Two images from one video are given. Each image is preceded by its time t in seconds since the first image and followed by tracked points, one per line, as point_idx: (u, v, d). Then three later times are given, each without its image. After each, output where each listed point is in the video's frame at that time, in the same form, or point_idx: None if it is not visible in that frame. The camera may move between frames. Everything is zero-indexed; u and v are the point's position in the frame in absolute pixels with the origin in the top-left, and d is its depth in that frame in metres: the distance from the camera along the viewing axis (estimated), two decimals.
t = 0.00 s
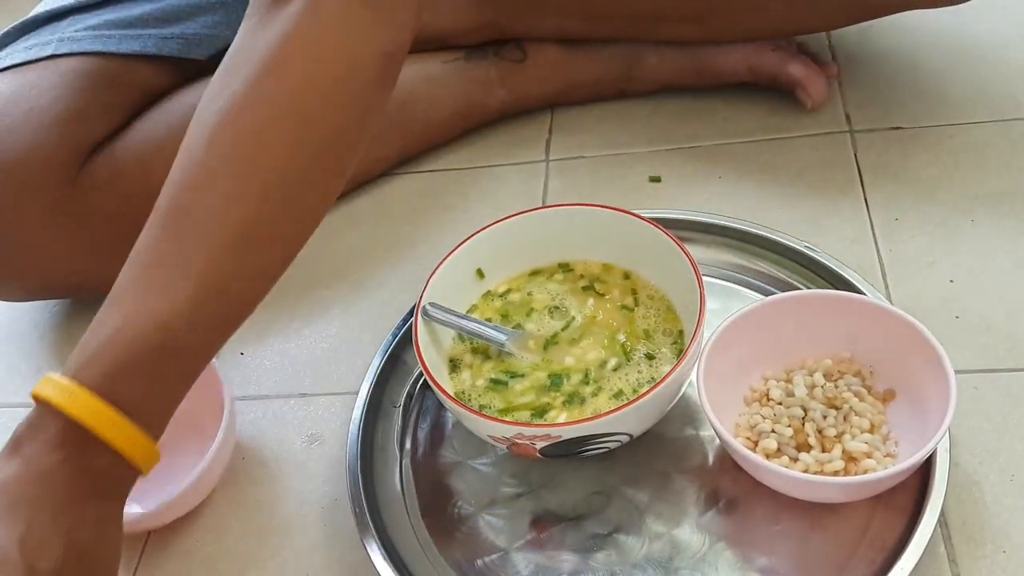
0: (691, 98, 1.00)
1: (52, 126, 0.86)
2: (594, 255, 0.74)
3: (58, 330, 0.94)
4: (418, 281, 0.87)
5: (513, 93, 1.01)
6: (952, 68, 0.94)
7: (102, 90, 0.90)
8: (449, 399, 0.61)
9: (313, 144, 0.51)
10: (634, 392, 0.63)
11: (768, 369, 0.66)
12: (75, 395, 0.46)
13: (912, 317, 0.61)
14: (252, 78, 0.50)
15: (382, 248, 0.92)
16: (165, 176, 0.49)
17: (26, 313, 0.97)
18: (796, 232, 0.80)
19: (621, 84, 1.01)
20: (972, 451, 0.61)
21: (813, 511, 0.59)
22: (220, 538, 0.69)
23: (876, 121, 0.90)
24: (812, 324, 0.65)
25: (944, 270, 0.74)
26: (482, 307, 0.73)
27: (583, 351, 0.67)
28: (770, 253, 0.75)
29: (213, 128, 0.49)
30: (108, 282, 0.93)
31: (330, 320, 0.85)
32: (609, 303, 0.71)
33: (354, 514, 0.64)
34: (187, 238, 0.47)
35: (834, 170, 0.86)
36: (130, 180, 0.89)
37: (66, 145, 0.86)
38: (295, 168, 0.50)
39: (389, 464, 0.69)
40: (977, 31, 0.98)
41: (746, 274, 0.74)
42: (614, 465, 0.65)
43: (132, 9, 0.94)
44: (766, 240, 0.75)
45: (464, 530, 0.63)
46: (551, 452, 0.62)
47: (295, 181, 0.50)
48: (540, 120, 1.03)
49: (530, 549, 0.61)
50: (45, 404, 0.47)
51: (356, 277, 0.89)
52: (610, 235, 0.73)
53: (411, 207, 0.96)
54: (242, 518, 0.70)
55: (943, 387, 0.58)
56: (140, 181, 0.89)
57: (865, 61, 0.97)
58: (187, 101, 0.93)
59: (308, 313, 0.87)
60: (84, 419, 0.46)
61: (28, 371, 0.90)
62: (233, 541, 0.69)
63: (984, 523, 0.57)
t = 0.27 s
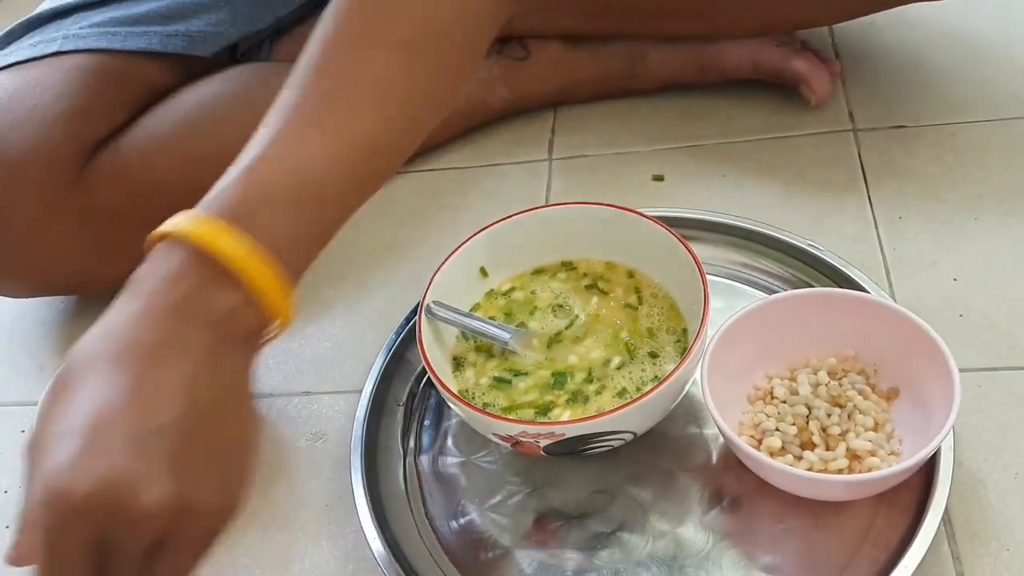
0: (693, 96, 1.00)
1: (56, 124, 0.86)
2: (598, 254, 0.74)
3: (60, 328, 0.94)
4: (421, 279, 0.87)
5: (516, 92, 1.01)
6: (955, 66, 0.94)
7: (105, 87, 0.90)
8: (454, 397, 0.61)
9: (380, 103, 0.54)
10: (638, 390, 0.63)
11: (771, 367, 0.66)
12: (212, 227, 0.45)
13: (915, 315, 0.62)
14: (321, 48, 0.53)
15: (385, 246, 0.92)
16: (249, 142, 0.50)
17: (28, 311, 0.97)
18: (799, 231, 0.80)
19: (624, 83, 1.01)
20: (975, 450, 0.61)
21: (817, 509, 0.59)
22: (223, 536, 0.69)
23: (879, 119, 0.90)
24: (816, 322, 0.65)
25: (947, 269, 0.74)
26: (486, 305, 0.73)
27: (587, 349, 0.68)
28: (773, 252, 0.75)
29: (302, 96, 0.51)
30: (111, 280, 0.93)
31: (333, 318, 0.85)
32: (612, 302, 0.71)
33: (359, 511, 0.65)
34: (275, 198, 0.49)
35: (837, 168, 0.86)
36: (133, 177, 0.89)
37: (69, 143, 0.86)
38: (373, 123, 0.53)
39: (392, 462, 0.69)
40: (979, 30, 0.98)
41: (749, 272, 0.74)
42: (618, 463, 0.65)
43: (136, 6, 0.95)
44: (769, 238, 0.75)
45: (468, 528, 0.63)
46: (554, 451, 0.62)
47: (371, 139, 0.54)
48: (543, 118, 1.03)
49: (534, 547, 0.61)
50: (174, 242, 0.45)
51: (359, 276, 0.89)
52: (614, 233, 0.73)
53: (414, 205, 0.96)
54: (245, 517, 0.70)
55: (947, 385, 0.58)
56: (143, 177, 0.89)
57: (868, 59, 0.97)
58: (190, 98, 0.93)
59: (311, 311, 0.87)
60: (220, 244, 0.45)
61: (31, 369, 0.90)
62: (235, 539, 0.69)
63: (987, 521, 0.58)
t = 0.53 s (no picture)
0: (690, 99, 1.00)
1: (53, 126, 0.86)
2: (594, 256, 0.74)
3: (57, 330, 0.94)
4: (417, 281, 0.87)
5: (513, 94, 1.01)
6: (951, 69, 0.94)
7: (102, 90, 0.90)
8: (449, 401, 0.61)
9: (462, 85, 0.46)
10: (634, 393, 0.63)
11: (766, 370, 0.66)
12: (261, 340, 0.38)
13: (909, 317, 0.62)
14: (372, 47, 0.44)
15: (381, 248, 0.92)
16: (301, 181, 0.43)
17: (24, 313, 0.97)
18: (795, 233, 0.80)
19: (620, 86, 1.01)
20: (970, 452, 0.61)
21: (812, 511, 0.59)
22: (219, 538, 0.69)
23: (875, 122, 0.90)
24: (811, 325, 0.65)
25: (942, 271, 0.74)
26: (482, 308, 0.73)
27: (582, 352, 0.68)
28: (768, 254, 0.75)
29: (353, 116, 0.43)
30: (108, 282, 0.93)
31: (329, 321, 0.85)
32: (608, 304, 0.71)
33: (354, 515, 0.65)
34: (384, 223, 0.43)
35: (833, 171, 0.86)
36: (130, 179, 0.89)
37: (66, 145, 0.86)
38: (454, 118, 0.45)
39: (387, 465, 0.69)
40: (975, 32, 0.98)
41: (744, 274, 0.74)
42: (613, 466, 0.65)
43: (132, 7, 0.95)
44: (764, 241, 0.75)
45: (463, 531, 0.63)
46: (549, 453, 0.62)
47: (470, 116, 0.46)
48: (540, 120, 1.03)
49: (529, 549, 0.61)
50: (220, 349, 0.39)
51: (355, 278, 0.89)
52: (609, 236, 0.73)
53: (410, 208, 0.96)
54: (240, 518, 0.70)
55: (941, 387, 0.58)
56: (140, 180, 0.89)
57: (864, 62, 0.98)
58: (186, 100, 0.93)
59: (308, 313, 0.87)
60: (271, 372, 0.38)
61: (28, 371, 0.90)
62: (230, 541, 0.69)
63: (981, 524, 0.58)
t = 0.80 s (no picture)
0: (684, 100, 1.00)
1: (45, 132, 0.86)
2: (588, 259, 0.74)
3: (50, 336, 0.93)
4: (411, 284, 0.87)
5: (506, 96, 1.01)
6: (945, 69, 0.94)
7: (95, 95, 0.90)
8: (442, 404, 0.61)
9: (427, 102, 0.43)
10: (627, 396, 0.63)
11: (760, 372, 0.66)
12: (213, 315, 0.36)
13: (902, 319, 0.62)
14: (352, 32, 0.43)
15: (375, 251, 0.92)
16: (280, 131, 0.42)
17: (17, 319, 0.96)
18: (789, 235, 0.80)
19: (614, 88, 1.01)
20: (964, 454, 0.61)
21: (806, 514, 0.59)
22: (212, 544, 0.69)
23: (869, 123, 0.90)
24: (804, 327, 0.65)
25: (936, 273, 0.74)
26: (475, 311, 0.73)
27: (576, 355, 0.67)
28: (762, 256, 0.74)
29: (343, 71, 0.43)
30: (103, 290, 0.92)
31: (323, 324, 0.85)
32: (601, 307, 0.71)
33: (347, 521, 0.64)
34: (328, 237, 0.40)
35: (827, 172, 0.86)
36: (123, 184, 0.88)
37: (59, 150, 0.86)
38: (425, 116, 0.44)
39: (381, 469, 0.69)
40: (969, 32, 0.98)
41: (738, 276, 0.74)
42: (607, 469, 0.65)
43: (125, 13, 0.94)
44: (758, 242, 0.75)
45: (456, 535, 0.63)
46: (543, 456, 0.62)
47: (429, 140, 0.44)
48: (534, 123, 1.03)
49: (522, 553, 0.61)
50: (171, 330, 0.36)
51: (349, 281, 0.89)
52: (602, 238, 0.73)
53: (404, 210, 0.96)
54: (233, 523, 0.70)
55: (934, 388, 0.58)
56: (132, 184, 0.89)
57: (858, 63, 0.98)
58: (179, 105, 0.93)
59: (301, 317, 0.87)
60: (223, 341, 0.36)
61: (21, 377, 0.89)
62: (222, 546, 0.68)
63: (976, 525, 0.57)
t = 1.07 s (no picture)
0: (679, 101, 1.00)
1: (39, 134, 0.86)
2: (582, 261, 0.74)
3: (44, 339, 0.93)
4: (406, 287, 0.87)
5: (501, 98, 1.01)
6: (940, 69, 0.94)
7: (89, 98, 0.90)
8: (436, 408, 0.61)
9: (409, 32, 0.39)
10: (621, 398, 0.63)
11: (754, 373, 0.66)
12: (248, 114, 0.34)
13: (896, 320, 0.61)
14: None
15: (370, 254, 0.92)
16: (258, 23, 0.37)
17: (11, 323, 0.96)
18: (783, 236, 0.80)
19: (609, 89, 1.01)
20: (959, 455, 0.61)
21: (801, 515, 0.59)
22: (207, 549, 0.69)
23: (864, 123, 0.90)
24: (799, 328, 0.65)
25: (931, 273, 0.74)
26: (470, 313, 0.73)
27: (570, 357, 0.67)
28: (756, 257, 0.74)
29: None
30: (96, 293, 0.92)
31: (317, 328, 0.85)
32: (596, 309, 0.71)
33: (341, 525, 0.64)
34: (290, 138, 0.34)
35: (822, 172, 0.86)
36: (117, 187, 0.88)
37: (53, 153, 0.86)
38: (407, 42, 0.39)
39: (375, 473, 0.68)
40: (964, 33, 0.98)
41: (733, 278, 0.74)
42: (602, 471, 0.65)
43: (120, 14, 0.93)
44: (752, 243, 0.75)
45: (451, 538, 0.63)
46: (538, 460, 0.62)
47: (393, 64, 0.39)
48: (529, 124, 1.03)
49: (517, 557, 0.61)
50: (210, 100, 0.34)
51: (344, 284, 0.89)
52: (597, 240, 0.73)
53: (399, 212, 0.96)
54: (228, 528, 0.70)
55: (929, 390, 0.58)
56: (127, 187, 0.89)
57: (853, 63, 0.98)
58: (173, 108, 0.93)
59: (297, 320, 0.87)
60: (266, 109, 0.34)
61: (15, 381, 0.89)
62: (218, 551, 0.68)
63: (971, 526, 0.57)
